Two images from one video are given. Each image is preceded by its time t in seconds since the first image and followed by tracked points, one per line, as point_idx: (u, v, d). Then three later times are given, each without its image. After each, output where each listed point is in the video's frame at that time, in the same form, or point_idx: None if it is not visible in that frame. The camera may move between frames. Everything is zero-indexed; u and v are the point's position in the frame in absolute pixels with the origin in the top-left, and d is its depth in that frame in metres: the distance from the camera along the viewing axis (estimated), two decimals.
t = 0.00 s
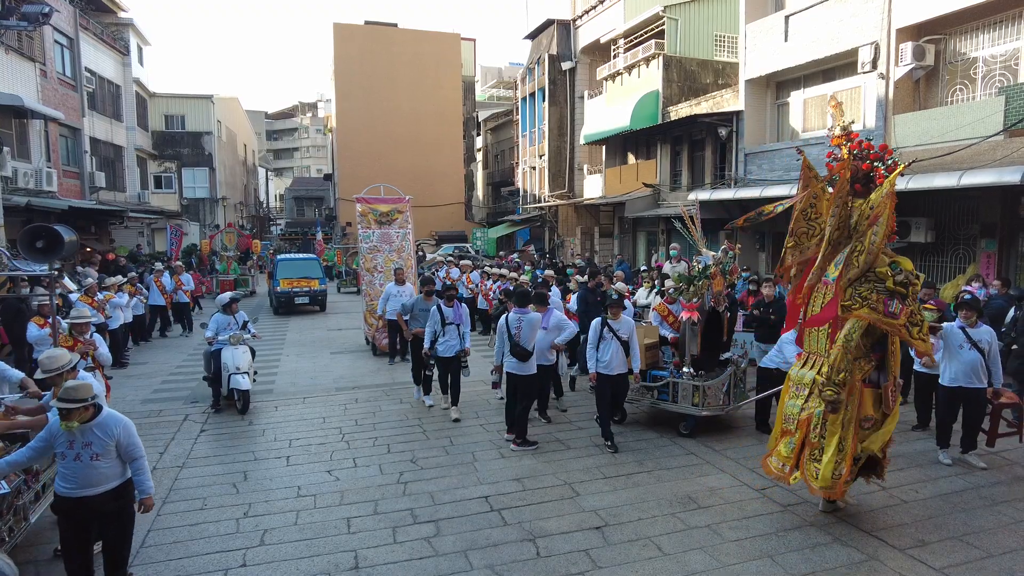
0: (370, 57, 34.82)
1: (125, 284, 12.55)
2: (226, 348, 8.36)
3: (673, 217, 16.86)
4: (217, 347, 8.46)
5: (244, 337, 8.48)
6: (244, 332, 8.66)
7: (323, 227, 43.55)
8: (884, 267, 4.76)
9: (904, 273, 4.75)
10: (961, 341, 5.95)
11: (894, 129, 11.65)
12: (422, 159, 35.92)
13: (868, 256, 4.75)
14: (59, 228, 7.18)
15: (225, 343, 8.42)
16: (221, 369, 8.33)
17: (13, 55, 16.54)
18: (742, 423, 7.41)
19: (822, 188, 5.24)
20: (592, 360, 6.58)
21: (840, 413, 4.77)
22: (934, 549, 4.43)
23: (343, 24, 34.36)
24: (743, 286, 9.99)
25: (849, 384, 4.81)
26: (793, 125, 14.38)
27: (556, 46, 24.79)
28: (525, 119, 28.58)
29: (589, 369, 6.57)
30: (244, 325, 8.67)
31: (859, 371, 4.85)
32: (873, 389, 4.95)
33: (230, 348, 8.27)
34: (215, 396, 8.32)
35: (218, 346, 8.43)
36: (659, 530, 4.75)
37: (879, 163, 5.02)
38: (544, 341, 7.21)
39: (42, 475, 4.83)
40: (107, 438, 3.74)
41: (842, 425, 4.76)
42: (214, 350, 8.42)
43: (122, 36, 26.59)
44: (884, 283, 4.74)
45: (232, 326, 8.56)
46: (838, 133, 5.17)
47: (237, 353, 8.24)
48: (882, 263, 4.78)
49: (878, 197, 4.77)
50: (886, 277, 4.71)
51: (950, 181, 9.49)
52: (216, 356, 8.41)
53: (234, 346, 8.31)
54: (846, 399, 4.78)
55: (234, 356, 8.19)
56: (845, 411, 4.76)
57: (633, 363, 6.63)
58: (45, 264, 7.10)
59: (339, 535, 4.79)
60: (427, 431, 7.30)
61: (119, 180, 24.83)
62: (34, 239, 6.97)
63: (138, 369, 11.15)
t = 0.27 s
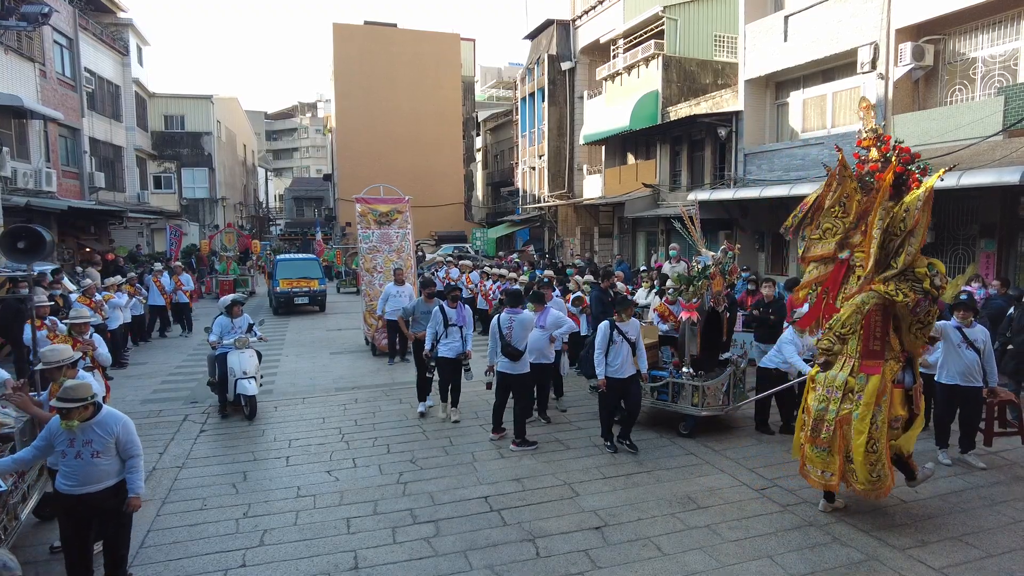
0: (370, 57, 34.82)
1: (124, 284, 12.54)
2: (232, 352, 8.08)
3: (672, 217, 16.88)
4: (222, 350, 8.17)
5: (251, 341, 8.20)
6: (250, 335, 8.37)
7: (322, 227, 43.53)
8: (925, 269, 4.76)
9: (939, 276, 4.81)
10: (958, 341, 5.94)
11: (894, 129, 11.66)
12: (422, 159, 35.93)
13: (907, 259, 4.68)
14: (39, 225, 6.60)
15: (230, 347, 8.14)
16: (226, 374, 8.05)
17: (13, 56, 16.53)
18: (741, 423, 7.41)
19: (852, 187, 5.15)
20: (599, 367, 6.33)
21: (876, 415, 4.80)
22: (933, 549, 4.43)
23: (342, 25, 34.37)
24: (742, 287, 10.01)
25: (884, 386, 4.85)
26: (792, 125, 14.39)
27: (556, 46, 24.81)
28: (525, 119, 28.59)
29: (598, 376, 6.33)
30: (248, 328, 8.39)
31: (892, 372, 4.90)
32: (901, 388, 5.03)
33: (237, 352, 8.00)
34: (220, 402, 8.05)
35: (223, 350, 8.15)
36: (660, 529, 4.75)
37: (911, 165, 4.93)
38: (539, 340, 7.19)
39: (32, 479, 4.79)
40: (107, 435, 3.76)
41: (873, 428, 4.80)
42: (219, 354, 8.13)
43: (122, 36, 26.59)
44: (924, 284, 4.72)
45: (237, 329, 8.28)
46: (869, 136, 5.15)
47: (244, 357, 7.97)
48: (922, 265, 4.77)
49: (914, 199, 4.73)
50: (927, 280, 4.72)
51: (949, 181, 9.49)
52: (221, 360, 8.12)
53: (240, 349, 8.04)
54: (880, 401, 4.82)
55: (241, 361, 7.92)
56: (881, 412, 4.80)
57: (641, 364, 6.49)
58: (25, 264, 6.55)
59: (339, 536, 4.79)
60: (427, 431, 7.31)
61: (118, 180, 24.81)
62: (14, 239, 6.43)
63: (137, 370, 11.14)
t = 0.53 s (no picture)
0: (369, 57, 34.81)
1: (124, 284, 12.53)
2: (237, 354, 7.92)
3: (672, 217, 16.89)
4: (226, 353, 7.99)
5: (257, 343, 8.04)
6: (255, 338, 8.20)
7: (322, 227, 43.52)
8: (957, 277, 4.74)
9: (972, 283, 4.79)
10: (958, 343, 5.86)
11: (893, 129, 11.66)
12: (422, 159, 35.93)
13: (937, 268, 4.76)
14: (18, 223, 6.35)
15: (236, 349, 7.97)
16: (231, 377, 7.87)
17: (12, 56, 16.51)
18: (741, 423, 7.41)
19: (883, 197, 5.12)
20: (616, 375, 6.10)
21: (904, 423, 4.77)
22: (933, 549, 4.43)
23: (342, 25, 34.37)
24: (742, 288, 10.01)
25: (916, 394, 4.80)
26: (792, 124, 14.40)
27: (555, 46, 24.82)
28: (525, 120, 28.59)
29: (614, 385, 6.10)
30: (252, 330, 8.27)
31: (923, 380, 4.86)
32: (934, 396, 4.95)
33: (242, 354, 7.85)
34: (225, 406, 7.84)
35: (228, 352, 7.98)
36: (660, 529, 4.75)
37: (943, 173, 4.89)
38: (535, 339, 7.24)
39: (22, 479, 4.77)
40: (112, 431, 3.82)
41: (901, 436, 4.77)
42: (224, 356, 7.96)
43: (121, 36, 26.58)
44: (958, 293, 4.70)
45: (241, 331, 8.15)
46: (898, 145, 5.11)
47: (249, 359, 7.82)
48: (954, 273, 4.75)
49: (945, 210, 4.77)
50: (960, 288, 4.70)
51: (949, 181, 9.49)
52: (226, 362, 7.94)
53: (245, 351, 7.89)
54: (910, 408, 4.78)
55: (247, 362, 7.76)
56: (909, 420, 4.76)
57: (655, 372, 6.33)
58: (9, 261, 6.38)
59: (339, 535, 4.79)
60: (426, 431, 7.30)
61: (118, 180, 24.80)
62: None
63: (137, 370, 11.14)
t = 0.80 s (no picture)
0: (369, 57, 34.80)
1: (123, 284, 12.52)
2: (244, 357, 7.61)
3: (672, 217, 16.90)
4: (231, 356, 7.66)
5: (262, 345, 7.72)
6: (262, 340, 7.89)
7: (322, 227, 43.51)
8: (963, 271, 4.78)
9: (985, 274, 4.72)
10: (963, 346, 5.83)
11: (893, 129, 11.67)
12: (421, 160, 35.93)
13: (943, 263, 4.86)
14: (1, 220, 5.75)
15: (242, 353, 7.65)
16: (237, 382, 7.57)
17: (12, 55, 16.50)
18: (741, 423, 7.40)
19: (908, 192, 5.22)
20: (638, 376, 5.93)
21: (909, 409, 4.90)
22: (932, 549, 4.43)
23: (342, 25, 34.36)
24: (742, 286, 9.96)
25: (923, 381, 4.90)
26: (792, 124, 14.39)
27: (555, 46, 24.83)
28: (525, 119, 28.58)
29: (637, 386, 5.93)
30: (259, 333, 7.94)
31: (934, 370, 4.90)
32: (955, 388, 4.88)
33: (248, 358, 7.55)
34: (230, 412, 7.55)
35: (234, 356, 7.65)
36: (660, 529, 4.74)
37: (961, 165, 4.90)
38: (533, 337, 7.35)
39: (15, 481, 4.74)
40: (118, 428, 3.92)
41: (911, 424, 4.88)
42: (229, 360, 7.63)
43: (121, 36, 26.56)
44: (968, 287, 4.71)
45: (247, 334, 7.82)
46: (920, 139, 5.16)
47: (256, 363, 7.52)
48: (959, 267, 4.81)
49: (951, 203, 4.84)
50: (967, 282, 4.72)
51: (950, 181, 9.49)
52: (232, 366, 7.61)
53: (252, 355, 7.58)
54: (915, 395, 4.90)
55: (253, 367, 7.47)
56: (913, 407, 4.89)
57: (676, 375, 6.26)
58: None
59: (338, 535, 4.79)
60: (426, 430, 7.30)
61: (117, 180, 24.78)
62: None
63: (136, 369, 11.13)
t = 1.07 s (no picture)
0: (369, 57, 34.80)
1: (123, 284, 12.51)
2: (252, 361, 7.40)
3: (672, 217, 16.89)
4: (238, 360, 7.44)
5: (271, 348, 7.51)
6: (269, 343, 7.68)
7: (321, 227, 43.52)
8: (958, 263, 4.89)
9: (978, 267, 4.78)
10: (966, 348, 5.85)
11: (892, 129, 11.67)
12: (421, 160, 35.92)
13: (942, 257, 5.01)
14: None
15: (249, 356, 7.44)
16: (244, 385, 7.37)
17: (11, 55, 16.49)
18: (741, 423, 7.40)
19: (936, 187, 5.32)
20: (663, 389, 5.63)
21: (914, 399, 5.11)
22: (932, 548, 4.43)
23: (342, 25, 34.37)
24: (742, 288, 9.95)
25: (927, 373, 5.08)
26: (791, 124, 14.40)
27: (555, 46, 24.84)
28: (524, 119, 28.59)
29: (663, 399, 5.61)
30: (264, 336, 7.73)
31: (941, 362, 5.01)
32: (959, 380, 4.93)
33: (257, 361, 7.33)
34: (238, 417, 7.33)
35: (241, 359, 7.45)
36: (660, 529, 4.75)
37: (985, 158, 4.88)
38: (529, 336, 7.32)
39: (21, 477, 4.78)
40: (117, 423, 4.02)
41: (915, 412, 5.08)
42: (236, 363, 7.42)
43: (120, 36, 26.55)
44: (960, 278, 4.82)
45: (253, 336, 7.62)
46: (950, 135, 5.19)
47: (265, 366, 7.31)
48: (955, 259, 4.93)
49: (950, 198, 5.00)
50: (958, 273, 4.83)
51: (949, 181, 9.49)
52: (240, 370, 7.41)
53: (260, 358, 7.37)
54: (921, 385, 5.08)
55: (262, 370, 7.26)
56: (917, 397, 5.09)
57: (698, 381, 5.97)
58: None
59: (338, 535, 4.79)
60: (426, 431, 7.30)
61: (117, 180, 24.77)
62: None
63: (136, 370, 11.13)
